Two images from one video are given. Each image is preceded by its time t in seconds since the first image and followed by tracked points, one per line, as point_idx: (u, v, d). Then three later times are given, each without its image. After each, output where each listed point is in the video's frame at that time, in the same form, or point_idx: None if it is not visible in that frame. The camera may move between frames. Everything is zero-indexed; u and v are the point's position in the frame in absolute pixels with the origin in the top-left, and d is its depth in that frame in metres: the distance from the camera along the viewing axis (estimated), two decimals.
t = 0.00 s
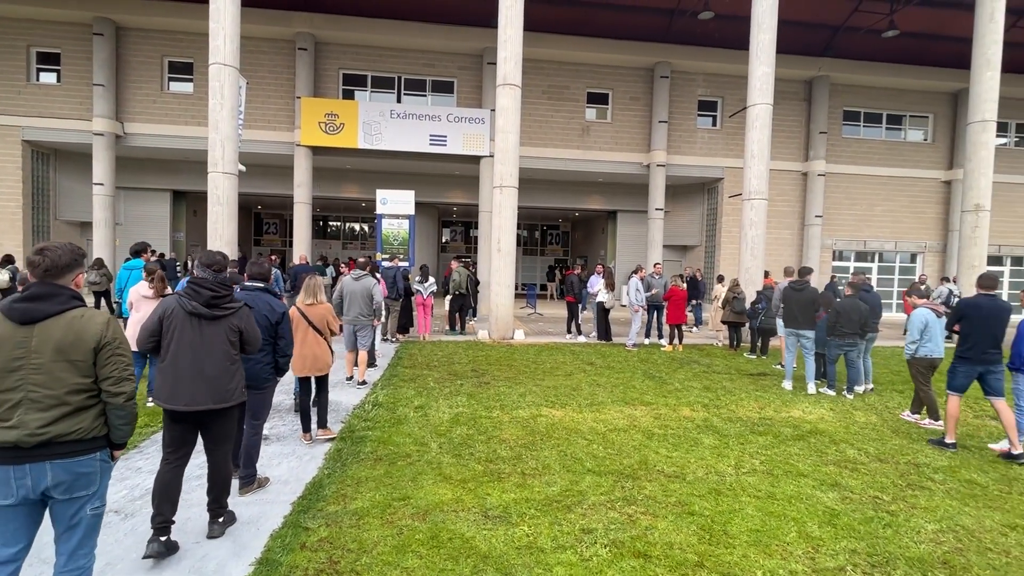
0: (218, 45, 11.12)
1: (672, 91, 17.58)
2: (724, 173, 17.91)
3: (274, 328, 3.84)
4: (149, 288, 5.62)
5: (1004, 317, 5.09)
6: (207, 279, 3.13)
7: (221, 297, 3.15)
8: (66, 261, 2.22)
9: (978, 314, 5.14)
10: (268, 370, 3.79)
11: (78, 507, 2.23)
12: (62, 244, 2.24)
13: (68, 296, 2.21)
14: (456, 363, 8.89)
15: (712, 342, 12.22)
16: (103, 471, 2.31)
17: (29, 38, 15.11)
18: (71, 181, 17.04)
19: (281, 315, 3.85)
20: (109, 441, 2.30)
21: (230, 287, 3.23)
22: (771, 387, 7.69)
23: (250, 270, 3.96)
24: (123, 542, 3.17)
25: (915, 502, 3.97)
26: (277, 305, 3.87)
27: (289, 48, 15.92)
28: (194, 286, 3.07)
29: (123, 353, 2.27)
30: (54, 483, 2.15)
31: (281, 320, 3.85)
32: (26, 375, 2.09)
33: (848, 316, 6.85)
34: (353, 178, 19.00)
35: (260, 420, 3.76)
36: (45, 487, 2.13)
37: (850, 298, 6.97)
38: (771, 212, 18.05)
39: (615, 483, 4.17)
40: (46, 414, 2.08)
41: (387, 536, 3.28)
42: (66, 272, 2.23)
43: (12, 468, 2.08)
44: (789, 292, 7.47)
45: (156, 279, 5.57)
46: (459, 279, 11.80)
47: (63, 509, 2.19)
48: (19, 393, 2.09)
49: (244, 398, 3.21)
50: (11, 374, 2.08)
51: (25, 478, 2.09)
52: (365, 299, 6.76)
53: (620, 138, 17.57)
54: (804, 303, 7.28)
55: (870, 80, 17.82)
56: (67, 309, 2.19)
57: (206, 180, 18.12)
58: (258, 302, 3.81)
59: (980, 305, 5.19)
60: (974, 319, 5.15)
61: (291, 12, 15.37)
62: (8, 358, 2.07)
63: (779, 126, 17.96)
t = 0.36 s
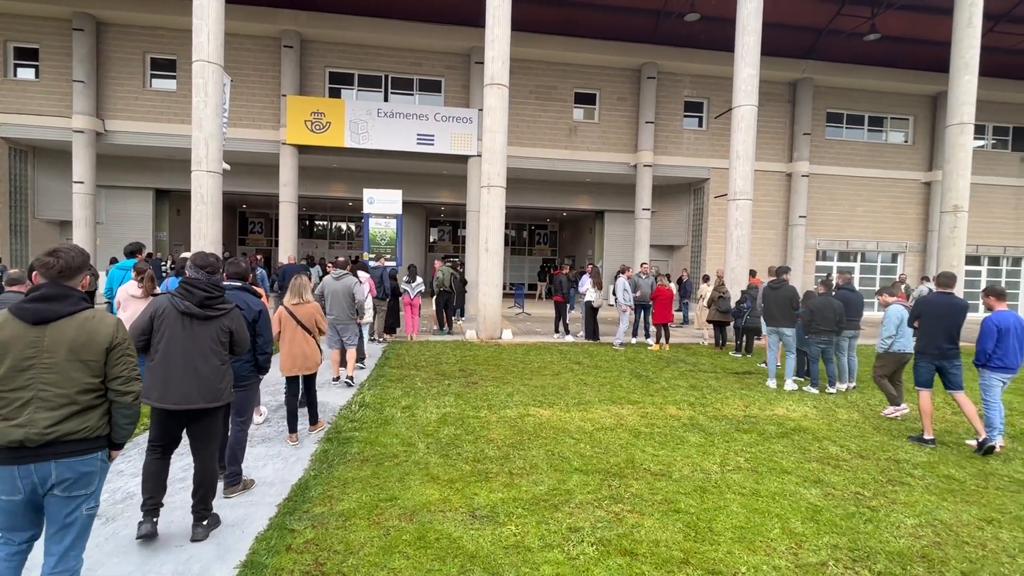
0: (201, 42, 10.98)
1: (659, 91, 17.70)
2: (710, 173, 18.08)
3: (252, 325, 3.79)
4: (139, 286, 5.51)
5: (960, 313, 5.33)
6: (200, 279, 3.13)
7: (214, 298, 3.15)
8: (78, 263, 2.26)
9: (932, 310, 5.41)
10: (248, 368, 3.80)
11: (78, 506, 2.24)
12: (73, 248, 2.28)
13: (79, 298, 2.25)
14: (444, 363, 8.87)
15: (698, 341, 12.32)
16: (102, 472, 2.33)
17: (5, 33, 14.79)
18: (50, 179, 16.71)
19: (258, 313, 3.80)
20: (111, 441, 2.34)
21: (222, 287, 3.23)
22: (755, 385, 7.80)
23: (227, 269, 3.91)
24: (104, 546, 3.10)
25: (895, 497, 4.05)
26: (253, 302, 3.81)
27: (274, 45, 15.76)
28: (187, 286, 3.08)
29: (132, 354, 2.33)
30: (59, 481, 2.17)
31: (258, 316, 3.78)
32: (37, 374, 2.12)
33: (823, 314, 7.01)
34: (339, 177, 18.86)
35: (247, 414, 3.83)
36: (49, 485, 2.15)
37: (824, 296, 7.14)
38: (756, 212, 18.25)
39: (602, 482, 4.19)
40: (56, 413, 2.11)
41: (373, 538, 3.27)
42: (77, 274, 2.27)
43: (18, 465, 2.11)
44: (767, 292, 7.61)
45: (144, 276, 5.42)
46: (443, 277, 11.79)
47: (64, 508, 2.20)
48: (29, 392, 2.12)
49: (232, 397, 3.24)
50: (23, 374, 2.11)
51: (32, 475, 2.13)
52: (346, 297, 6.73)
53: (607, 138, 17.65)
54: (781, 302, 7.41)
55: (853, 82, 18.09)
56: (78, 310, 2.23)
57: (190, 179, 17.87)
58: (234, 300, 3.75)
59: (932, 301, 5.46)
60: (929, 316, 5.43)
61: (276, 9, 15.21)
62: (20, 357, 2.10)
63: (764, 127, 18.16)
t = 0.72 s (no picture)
0: (183, 38, 10.81)
1: (645, 92, 17.82)
2: (695, 173, 18.24)
3: (229, 323, 3.85)
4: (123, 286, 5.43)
5: (930, 311, 5.53)
6: (160, 280, 3.07)
7: (176, 299, 3.08)
8: (63, 263, 2.22)
9: (903, 309, 5.60)
10: (228, 364, 3.85)
11: (57, 507, 2.19)
12: (57, 247, 2.24)
13: (61, 298, 2.21)
14: (431, 363, 8.83)
15: (683, 339, 12.42)
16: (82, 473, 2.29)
17: None
18: (27, 176, 16.33)
19: (234, 310, 3.87)
20: (91, 442, 2.29)
21: (185, 287, 3.16)
22: (739, 383, 7.88)
23: (202, 268, 4.00)
24: (82, 551, 3.04)
25: (875, 492, 4.13)
26: (230, 301, 3.90)
27: (257, 42, 15.57)
28: (148, 288, 3.03)
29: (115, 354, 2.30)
30: (37, 481, 2.13)
31: (235, 314, 3.86)
32: (18, 373, 2.09)
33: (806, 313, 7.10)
34: (325, 175, 18.70)
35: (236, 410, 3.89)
36: (27, 484, 2.11)
37: (807, 295, 7.23)
38: (740, 212, 18.47)
39: (588, 480, 4.21)
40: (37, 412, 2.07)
41: (358, 538, 3.25)
42: (61, 273, 2.23)
43: None
44: (752, 291, 7.66)
45: (127, 275, 5.33)
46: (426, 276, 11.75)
47: (42, 508, 2.16)
48: (9, 391, 2.08)
49: (205, 397, 3.20)
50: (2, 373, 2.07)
51: (11, 474, 2.09)
52: (329, 297, 6.72)
53: (594, 138, 17.72)
54: (767, 301, 7.47)
55: (834, 84, 18.37)
56: (61, 310, 2.20)
57: (172, 177, 17.59)
58: (212, 298, 3.84)
59: (903, 300, 5.66)
60: (902, 314, 5.60)
61: (259, 5, 15.02)
62: None
63: (748, 128, 18.37)
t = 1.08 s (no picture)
0: (164, 33, 10.63)
1: (631, 92, 17.92)
2: (681, 173, 18.38)
3: (214, 321, 3.91)
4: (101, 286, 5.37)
5: (907, 310, 5.67)
6: (109, 278, 2.99)
7: (125, 296, 3.02)
8: (14, 259, 2.18)
9: (885, 308, 5.69)
10: (215, 362, 3.90)
11: (27, 504, 2.21)
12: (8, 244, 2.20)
13: (16, 296, 2.19)
14: (417, 363, 8.79)
15: (668, 339, 12.51)
16: (55, 469, 2.30)
17: None
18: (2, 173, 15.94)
19: (219, 308, 3.93)
20: (62, 438, 2.29)
21: (138, 284, 3.08)
22: (724, 382, 7.96)
23: (182, 267, 4.02)
24: (60, 556, 2.97)
25: (855, 488, 4.20)
26: (215, 298, 3.95)
27: (241, 38, 15.37)
28: (96, 287, 2.95)
29: (75, 350, 2.27)
30: (3, 479, 2.15)
31: (220, 311, 3.92)
32: None
33: (791, 312, 7.18)
34: (310, 173, 18.53)
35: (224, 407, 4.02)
36: None
37: (792, 294, 7.32)
38: (724, 212, 18.66)
39: (574, 479, 4.22)
40: None
41: (344, 539, 3.23)
42: (14, 270, 2.20)
43: None
44: (739, 290, 7.71)
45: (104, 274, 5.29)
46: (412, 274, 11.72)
47: (10, 505, 2.17)
48: None
49: (170, 393, 3.20)
50: None
51: None
52: (319, 297, 6.70)
53: (581, 138, 17.78)
54: (753, 300, 7.54)
55: (816, 87, 18.64)
56: (16, 308, 2.18)
57: (153, 175, 17.31)
58: (197, 297, 3.89)
59: (885, 300, 5.74)
60: (884, 312, 5.69)
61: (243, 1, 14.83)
62: None
63: (733, 129, 18.56)
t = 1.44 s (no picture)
0: (144, 29, 10.46)
1: (618, 93, 18.01)
2: (667, 173, 18.52)
3: (212, 321, 4.05)
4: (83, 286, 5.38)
5: (887, 310, 5.80)
6: (79, 277, 2.98)
7: (94, 295, 2.99)
8: None
9: (867, 307, 5.78)
10: (209, 361, 4.01)
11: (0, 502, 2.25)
12: None
13: None
14: (403, 363, 8.74)
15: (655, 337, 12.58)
16: (24, 467, 2.33)
17: None
18: None
19: (217, 309, 4.09)
20: (25, 438, 2.31)
21: (109, 283, 3.04)
22: (709, 380, 8.03)
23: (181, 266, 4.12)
24: (38, 560, 2.92)
25: (837, 484, 4.26)
26: (213, 299, 4.10)
27: (225, 35, 15.16)
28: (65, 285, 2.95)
29: (26, 351, 2.28)
30: None
31: (218, 313, 4.08)
32: None
33: (777, 312, 7.27)
34: (296, 172, 18.35)
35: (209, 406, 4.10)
36: None
37: (778, 294, 7.40)
38: (710, 213, 18.83)
39: (561, 478, 4.23)
40: None
41: (329, 541, 3.20)
42: None
43: None
44: (727, 290, 7.76)
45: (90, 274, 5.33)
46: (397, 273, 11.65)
47: None
48: None
49: (146, 393, 3.13)
50: None
51: None
52: (311, 297, 6.64)
53: (568, 138, 17.82)
54: (741, 300, 7.60)
55: (800, 89, 18.89)
56: None
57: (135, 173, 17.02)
58: (196, 297, 4.02)
59: (868, 299, 5.83)
60: (868, 310, 5.77)
61: None
62: None
63: (718, 130, 18.74)
